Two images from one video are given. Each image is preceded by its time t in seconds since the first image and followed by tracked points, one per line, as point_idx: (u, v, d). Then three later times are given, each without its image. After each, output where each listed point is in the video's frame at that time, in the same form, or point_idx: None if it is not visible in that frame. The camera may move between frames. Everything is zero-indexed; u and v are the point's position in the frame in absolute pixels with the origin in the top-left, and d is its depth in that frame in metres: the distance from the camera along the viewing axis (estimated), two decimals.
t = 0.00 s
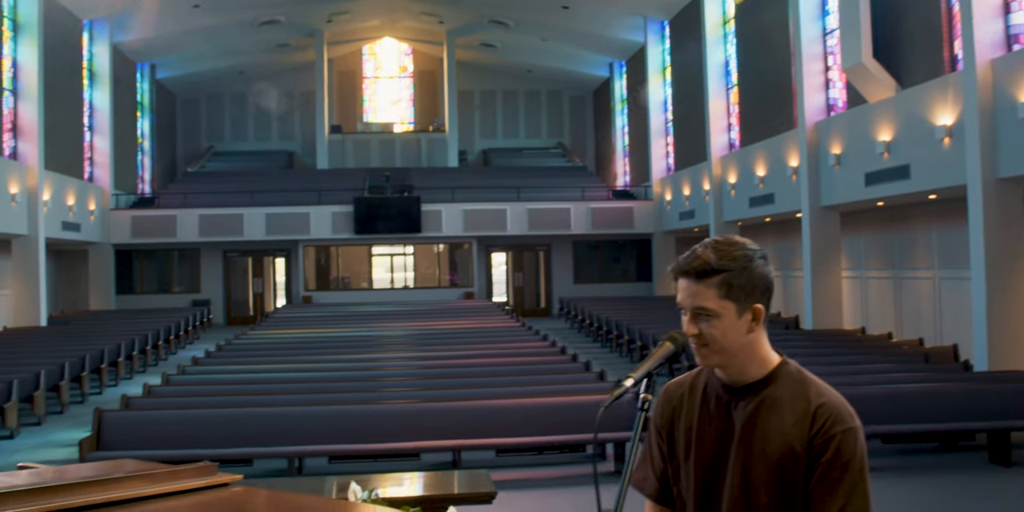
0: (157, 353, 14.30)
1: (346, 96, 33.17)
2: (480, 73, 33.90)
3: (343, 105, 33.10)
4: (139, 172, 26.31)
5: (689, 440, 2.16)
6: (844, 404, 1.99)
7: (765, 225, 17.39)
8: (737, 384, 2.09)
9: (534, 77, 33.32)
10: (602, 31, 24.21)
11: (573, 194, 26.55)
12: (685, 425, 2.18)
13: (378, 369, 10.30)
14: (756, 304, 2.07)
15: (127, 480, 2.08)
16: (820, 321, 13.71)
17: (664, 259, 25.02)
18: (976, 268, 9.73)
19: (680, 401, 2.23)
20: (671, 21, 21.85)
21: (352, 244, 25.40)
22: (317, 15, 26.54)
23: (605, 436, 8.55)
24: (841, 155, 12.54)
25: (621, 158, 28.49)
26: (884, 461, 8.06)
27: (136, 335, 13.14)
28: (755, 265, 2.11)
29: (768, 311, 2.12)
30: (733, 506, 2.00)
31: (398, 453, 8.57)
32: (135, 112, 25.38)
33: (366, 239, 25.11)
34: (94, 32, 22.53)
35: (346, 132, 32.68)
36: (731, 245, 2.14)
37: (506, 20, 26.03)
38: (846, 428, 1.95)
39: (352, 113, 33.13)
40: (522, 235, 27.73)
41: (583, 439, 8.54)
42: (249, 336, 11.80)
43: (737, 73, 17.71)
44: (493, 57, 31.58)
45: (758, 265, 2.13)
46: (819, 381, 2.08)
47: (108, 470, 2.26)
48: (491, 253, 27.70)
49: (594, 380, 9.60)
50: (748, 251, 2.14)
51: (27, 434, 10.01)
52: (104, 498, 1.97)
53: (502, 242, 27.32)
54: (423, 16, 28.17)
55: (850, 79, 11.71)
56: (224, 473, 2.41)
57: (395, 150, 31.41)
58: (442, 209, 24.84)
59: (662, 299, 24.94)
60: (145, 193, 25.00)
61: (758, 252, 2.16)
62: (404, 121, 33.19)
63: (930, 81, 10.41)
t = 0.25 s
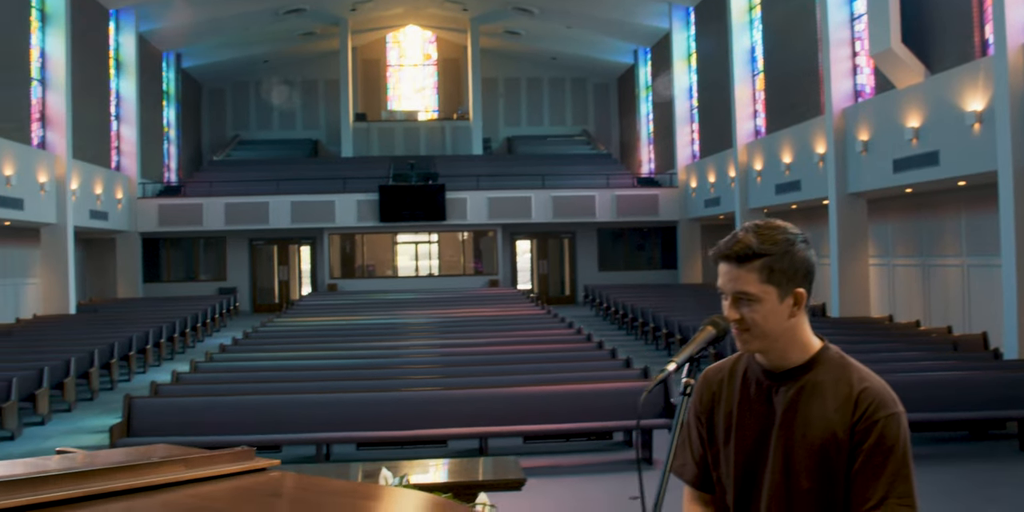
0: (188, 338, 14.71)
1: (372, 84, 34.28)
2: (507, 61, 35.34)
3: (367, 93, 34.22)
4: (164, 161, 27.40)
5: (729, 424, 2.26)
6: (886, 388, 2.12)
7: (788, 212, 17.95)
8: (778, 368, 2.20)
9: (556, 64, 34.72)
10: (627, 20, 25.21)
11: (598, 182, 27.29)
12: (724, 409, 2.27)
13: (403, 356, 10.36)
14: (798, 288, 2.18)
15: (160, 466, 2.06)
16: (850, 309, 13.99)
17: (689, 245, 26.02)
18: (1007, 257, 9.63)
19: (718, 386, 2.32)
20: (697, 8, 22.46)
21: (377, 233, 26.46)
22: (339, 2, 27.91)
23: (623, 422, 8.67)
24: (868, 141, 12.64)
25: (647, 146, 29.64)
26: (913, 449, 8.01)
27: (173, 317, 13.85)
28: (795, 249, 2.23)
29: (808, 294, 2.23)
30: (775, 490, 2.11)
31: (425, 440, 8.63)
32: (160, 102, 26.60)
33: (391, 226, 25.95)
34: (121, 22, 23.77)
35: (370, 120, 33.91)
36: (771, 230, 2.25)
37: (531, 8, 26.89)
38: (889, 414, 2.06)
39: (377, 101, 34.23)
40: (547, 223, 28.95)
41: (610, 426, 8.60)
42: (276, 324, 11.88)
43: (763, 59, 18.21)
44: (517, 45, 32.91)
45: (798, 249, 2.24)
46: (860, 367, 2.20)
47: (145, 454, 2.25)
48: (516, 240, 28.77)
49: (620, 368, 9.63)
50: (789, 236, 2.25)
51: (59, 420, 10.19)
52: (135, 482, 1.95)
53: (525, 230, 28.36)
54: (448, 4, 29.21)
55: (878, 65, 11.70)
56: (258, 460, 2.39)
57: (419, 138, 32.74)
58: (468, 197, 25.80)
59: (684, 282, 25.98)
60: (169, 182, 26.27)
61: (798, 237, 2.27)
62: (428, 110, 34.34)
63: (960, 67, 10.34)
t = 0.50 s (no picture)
0: (219, 323, 15.29)
1: (396, 69, 35.57)
2: (533, 48, 36.68)
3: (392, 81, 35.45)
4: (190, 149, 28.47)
5: (772, 409, 2.37)
6: (930, 373, 2.20)
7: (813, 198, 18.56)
8: (821, 354, 2.29)
9: (579, 50, 36.15)
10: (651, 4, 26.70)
11: (624, 169, 28.31)
12: (767, 395, 2.40)
13: (427, 343, 10.44)
14: (842, 274, 2.25)
15: (203, 450, 2.51)
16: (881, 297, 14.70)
17: (714, 231, 26.95)
18: None
19: (760, 371, 2.45)
20: None
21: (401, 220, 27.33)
22: None
23: (654, 410, 8.70)
24: (896, 128, 12.92)
25: (672, 133, 30.71)
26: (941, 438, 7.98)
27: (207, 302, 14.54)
28: (840, 234, 2.29)
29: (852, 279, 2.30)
30: (820, 472, 2.21)
31: (451, 427, 8.70)
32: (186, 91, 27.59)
33: (416, 214, 26.84)
34: (147, 12, 24.84)
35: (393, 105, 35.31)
36: (816, 214, 2.31)
37: None
38: (935, 400, 2.14)
39: (399, 88, 35.58)
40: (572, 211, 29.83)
41: (640, 413, 8.63)
42: (302, 311, 11.99)
43: (789, 45, 19.11)
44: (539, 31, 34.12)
45: (844, 234, 2.30)
46: (904, 351, 2.28)
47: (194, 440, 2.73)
48: (541, 228, 29.68)
49: (648, 355, 9.65)
50: (834, 219, 2.31)
51: (89, 406, 10.35)
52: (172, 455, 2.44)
53: (549, 218, 29.42)
54: None
55: (908, 50, 11.92)
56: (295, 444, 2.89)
57: (444, 126, 33.91)
58: (492, 186, 26.61)
59: (709, 269, 27.12)
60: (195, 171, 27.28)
61: (844, 220, 2.33)
62: (452, 98, 35.62)
63: (991, 51, 10.42)
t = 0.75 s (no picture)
0: (250, 310, 15.93)
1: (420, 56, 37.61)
2: (559, 36, 38.21)
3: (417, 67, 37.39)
4: (217, 138, 29.75)
5: (814, 394, 2.38)
6: (977, 358, 2.19)
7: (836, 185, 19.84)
8: (865, 337, 2.28)
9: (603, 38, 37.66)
10: None
11: (648, 155, 29.85)
12: (808, 379, 2.40)
13: (452, 330, 10.50)
14: (889, 255, 2.24)
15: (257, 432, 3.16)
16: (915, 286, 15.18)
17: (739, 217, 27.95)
18: None
19: (802, 356, 2.45)
20: None
21: (426, 209, 28.42)
22: None
23: (681, 397, 8.69)
24: (926, 114, 13.72)
25: (697, 120, 31.96)
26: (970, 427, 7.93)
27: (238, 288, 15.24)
28: (887, 216, 2.28)
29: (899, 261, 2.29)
30: (864, 460, 2.23)
31: (478, 414, 8.73)
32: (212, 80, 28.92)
33: (441, 202, 27.96)
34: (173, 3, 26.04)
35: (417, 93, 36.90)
36: (861, 196, 2.30)
37: None
38: (982, 385, 2.14)
39: (422, 75, 37.43)
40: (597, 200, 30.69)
41: (667, 401, 8.61)
42: (328, 298, 12.08)
43: (817, 32, 20.03)
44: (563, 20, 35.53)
45: (891, 216, 2.30)
46: (950, 336, 2.27)
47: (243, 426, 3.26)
48: (566, 216, 30.62)
49: (675, 342, 9.65)
50: (881, 200, 2.31)
51: (120, 392, 10.47)
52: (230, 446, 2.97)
53: (575, 206, 30.26)
54: None
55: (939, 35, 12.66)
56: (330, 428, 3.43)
57: (469, 114, 35.04)
58: (517, 174, 27.67)
59: (736, 256, 28.28)
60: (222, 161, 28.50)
61: (890, 204, 2.32)
62: (476, 85, 37.22)
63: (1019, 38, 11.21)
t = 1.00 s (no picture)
0: (282, 296, 16.56)
1: (445, 46, 38.59)
2: (586, 26, 39.39)
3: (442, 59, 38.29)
4: (244, 129, 30.88)
5: (857, 380, 2.37)
6: None
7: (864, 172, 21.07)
8: (909, 322, 2.27)
9: (629, 29, 38.67)
10: None
11: (675, 143, 30.72)
12: (852, 363, 2.38)
13: (477, 318, 10.56)
14: (933, 241, 2.24)
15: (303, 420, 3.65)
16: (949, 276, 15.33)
17: (766, 205, 28.80)
18: None
19: (845, 342, 2.43)
20: None
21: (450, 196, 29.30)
22: None
23: (710, 385, 8.69)
24: (956, 101, 14.38)
25: (721, 109, 32.97)
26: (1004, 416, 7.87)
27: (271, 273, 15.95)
28: (930, 199, 2.28)
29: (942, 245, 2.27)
30: (907, 447, 2.21)
31: (506, 401, 8.78)
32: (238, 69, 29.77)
33: (466, 190, 28.87)
34: None
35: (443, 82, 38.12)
36: (903, 180, 2.30)
37: None
38: None
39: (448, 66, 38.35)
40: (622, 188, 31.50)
41: (696, 389, 8.62)
42: (355, 286, 12.18)
43: (843, 18, 21.32)
44: (590, 9, 36.63)
45: (933, 199, 2.30)
46: (995, 321, 2.26)
47: (299, 413, 3.87)
48: (592, 204, 31.39)
49: (702, 329, 9.65)
50: (922, 183, 2.31)
51: (150, 379, 10.61)
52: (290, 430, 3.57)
53: (601, 194, 31.01)
54: None
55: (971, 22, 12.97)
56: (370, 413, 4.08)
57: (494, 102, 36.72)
58: (542, 161, 28.57)
59: (762, 244, 29.28)
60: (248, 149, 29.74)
61: (934, 188, 2.32)
62: (503, 75, 38.42)
63: None
